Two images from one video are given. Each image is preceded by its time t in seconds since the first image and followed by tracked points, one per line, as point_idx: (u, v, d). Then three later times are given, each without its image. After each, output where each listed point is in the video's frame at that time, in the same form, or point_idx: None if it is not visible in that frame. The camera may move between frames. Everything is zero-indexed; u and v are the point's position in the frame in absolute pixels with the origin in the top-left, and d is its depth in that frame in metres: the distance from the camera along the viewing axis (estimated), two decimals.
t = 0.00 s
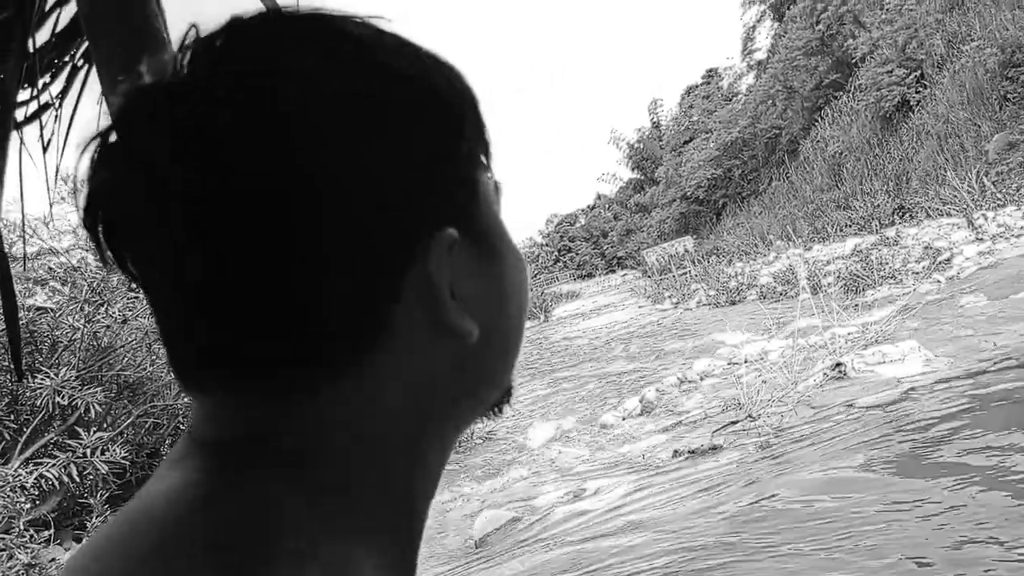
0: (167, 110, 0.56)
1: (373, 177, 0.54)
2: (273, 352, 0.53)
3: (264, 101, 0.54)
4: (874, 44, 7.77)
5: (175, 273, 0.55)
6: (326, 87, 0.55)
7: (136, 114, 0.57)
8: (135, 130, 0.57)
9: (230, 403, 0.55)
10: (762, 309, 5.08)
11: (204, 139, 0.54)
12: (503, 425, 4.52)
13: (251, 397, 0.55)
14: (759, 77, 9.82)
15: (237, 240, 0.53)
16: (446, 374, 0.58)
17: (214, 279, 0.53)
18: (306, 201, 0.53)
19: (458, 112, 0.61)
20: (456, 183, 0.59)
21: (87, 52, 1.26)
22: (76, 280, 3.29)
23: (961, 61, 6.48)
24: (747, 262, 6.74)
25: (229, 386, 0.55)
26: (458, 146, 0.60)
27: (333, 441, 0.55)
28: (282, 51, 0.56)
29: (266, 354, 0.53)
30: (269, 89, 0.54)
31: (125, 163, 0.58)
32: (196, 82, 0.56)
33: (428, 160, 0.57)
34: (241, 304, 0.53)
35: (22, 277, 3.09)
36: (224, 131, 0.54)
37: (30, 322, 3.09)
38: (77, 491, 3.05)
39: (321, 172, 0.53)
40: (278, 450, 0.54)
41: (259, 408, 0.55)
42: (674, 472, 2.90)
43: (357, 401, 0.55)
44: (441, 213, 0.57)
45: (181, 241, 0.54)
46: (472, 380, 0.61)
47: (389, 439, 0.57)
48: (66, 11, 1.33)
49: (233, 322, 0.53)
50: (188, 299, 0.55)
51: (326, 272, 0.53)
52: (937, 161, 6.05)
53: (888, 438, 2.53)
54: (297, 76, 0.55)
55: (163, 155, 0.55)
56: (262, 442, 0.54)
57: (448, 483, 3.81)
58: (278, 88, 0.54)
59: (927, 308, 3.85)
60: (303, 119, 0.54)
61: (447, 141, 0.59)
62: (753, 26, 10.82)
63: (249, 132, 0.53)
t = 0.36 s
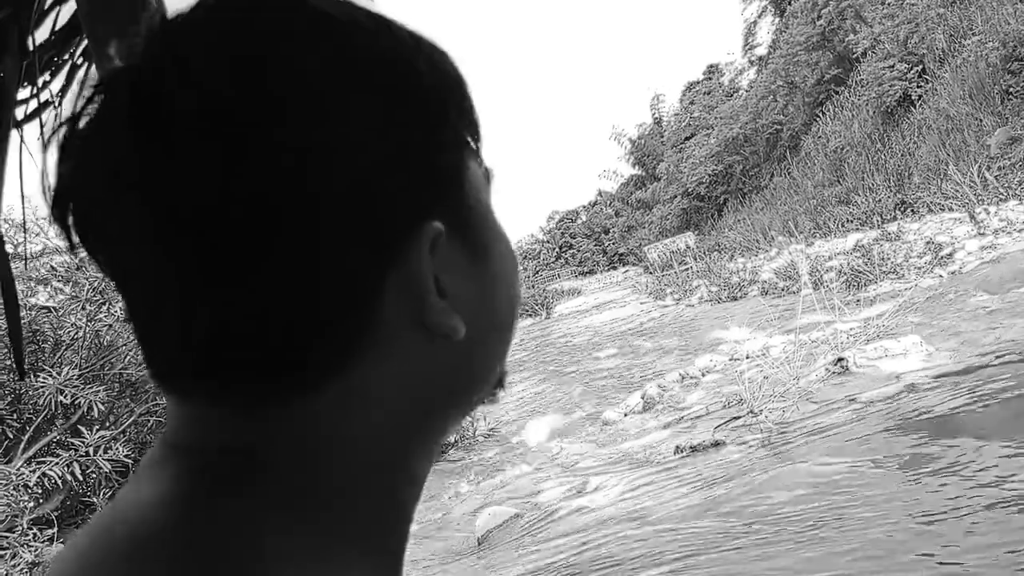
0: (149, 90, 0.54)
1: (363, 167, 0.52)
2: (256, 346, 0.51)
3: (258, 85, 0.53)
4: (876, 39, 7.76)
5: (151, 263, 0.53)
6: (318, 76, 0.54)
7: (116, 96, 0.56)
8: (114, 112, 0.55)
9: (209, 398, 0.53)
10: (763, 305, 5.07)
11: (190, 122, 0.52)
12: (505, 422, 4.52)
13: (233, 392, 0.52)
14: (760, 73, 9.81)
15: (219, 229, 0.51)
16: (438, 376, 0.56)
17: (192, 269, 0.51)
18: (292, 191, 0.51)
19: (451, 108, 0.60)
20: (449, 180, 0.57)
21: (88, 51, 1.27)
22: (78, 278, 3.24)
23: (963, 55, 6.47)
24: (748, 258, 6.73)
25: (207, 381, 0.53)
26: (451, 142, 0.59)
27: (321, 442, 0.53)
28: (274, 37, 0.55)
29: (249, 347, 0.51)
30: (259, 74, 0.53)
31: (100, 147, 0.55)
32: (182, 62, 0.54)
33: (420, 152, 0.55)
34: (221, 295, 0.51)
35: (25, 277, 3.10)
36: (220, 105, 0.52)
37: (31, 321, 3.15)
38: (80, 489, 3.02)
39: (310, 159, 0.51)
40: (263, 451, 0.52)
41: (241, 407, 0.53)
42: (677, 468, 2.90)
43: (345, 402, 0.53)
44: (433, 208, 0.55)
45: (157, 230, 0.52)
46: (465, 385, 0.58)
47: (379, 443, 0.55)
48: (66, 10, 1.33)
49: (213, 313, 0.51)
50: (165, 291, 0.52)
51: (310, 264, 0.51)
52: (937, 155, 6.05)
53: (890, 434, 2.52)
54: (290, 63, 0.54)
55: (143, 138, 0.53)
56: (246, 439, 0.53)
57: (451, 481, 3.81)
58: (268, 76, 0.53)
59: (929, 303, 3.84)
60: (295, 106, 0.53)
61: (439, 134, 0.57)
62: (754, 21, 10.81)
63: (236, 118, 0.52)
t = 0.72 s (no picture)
0: (156, 88, 0.57)
1: (364, 176, 0.57)
2: (264, 338, 0.56)
3: (264, 89, 0.57)
4: (879, 43, 7.76)
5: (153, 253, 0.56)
6: (322, 85, 0.58)
7: (123, 89, 0.59)
8: (120, 104, 0.59)
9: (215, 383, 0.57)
10: (767, 310, 5.07)
11: (198, 121, 0.56)
12: (508, 427, 4.52)
13: (241, 380, 0.57)
14: (764, 78, 9.81)
15: (224, 226, 0.55)
16: (432, 376, 0.61)
17: (196, 263, 0.55)
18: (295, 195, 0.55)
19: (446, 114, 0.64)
20: (443, 187, 0.62)
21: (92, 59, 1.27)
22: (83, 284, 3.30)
23: (966, 59, 6.46)
24: (752, 262, 6.72)
25: (215, 367, 0.56)
26: (445, 150, 0.63)
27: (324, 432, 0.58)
28: (281, 45, 0.59)
29: (256, 339, 0.56)
30: (265, 79, 0.57)
31: (105, 136, 0.59)
32: (190, 64, 0.58)
33: (417, 162, 0.60)
34: (226, 288, 0.55)
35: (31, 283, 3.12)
36: (221, 105, 0.56)
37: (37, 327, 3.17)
38: (84, 495, 2.99)
39: (313, 164, 0.55)
40: (270, 436, 0.58)
41: (249, 393, 0.57)
42: (680, 473, 2.90)
43: (349, 394, 0.58)
44: (428, 216, 0.60)
45: (162, 224, 0.56)
46: (457, 386, 0.63)
47: (376, 433, 0.61)
48: (71, 19, 1.34)
49: (219, 304, 0.55)
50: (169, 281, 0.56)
51: (312, 265, 0.55)
52: (942, 159, 6.04)
53: (894, 439, 2.52)
54: (295, 71, 0.58)
55: (150, 133, 0.56)
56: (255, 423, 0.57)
57: (455, 486, 3.81)
58: (274, 81, 0.57)
59: (934, 307, 3.84)
60: (299, 111, 0.56)
61: (434, 143, 0.62)
62: (757, 26, 10.82)
63: (243, 121, 0.56)
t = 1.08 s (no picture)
0: (152, 85, 0.57)
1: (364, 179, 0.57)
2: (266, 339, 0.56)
3: (264, 89, 0.56)
4: (883, 37, 7.74)
5: (147, 253, 0.55)
6: (322, 84, 0.58)
7: (114, 84, 0.58)
8: (111, 100, 0.58)
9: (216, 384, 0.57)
10: (771, 305, 5.07)
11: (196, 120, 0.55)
12: (513, 423, 4.53)
13: (242, 380, 0.57)
14: (768, 72, 9.79)
15: (225, 227, 0.55)
16: (429, 375, 0.62)
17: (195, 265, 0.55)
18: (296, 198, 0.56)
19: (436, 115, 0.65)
20: (436, 188, 0.63)
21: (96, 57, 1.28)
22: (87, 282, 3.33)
23: (971, 53, 6.44)
24: (756, 258, 6.72)
25: (215, 368, 0.57)
26: (436, 149, 0.64)
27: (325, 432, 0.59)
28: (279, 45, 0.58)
29: (256, 340, 0.56)
30: (265, 79, 0.57)
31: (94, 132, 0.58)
32: (187, 61, 0.57)
33: (413, 163, 0.61)
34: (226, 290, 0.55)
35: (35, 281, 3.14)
36: (222, 105, 0.56)
37: (42, 325, 3.19)
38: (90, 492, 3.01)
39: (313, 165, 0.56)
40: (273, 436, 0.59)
41: (250, 394, 0.58)
42: (684, 469, 2.90)
43: (350, 394, 0.59)
44: (424, 217, 0.61)
45: (159, 224, 0.55)
46: (452, 384, 0.64)
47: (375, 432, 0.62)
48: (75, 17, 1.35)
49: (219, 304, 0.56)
50: (165, 282, 0.56)
51: (313, 266, 0.56)
52: (946, 154, 6.02)
53: (899, 434, 2.52)
54: (295, 70, 0.58)
55: (145, 132, 0.56)
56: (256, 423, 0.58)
57: (459, 482, 3.82)
58: (273, 80, 0.57)
59: (938, 302, 3.83)
60: (299, 112, 0.56)
61: (428, 145, 0.63)
62: (761, 20, 10.78)
63: (243, 122, 0.55)
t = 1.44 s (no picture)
0: (154, 85, 0.57)
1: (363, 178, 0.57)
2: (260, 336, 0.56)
3: (264, 88, 0.57)
4: (878, 34, 7.74)
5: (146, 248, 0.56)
6: (322, 85, 0.58)
7: (111, 85, 0.58)
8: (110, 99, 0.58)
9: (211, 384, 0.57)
10: (766, 302, 5.08)
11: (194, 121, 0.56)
12: (509, 420, 4.52)
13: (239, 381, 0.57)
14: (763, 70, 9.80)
15: (224, 227, 0.55)
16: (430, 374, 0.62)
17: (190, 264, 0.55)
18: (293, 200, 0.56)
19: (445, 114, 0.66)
20: (442, 190, 0.63)
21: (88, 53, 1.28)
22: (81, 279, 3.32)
23: (965, 51, 6.44)
24: (752, 255, 6.73)
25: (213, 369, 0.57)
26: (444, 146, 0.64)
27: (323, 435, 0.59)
28: (280, 44, 0.59)
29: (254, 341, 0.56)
30: (263, 78, 0.57)
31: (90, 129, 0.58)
32: (189, 61, 0.57)
33: (416, 163, 0.60)
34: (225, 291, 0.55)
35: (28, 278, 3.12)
36: (223, 104, 0.56)
37: (35, 323, 3.18)
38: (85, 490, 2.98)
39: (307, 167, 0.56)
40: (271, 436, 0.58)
41: (250, 394, 0.58)
42: (680, 466, 2.90)
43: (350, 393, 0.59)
44: (427, 217, 0.61)
45: (158, 224, 0.55)
46: (456, 385, 0.64)
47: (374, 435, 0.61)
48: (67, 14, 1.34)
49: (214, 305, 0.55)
50: (165, 282, 0.56)
51: (313, 267, 0.56)
52: (941, 151, 6.03)
53: (893, 431, 2.53)
54: (295, 70, 0.58)
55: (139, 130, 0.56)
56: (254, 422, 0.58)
57: (456, 479, 3.82)
58: (271, 80, 0.57)
59: (934, 299, 3.84)
60: (300, 111, 0.56)
61: (432, 144, 0.62)
62: (756, 17, 10.77)
63: (242, 120, 0.56)
